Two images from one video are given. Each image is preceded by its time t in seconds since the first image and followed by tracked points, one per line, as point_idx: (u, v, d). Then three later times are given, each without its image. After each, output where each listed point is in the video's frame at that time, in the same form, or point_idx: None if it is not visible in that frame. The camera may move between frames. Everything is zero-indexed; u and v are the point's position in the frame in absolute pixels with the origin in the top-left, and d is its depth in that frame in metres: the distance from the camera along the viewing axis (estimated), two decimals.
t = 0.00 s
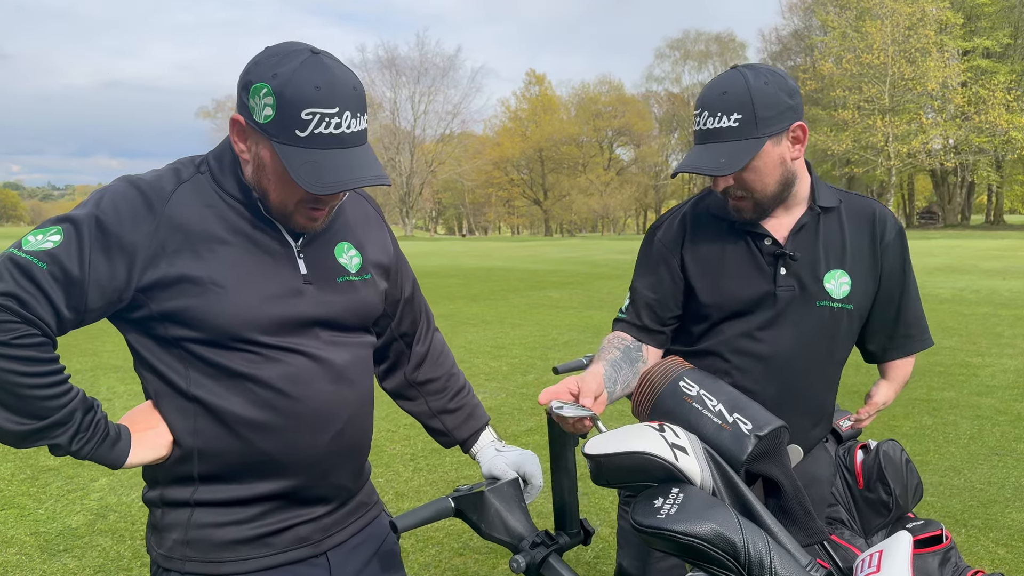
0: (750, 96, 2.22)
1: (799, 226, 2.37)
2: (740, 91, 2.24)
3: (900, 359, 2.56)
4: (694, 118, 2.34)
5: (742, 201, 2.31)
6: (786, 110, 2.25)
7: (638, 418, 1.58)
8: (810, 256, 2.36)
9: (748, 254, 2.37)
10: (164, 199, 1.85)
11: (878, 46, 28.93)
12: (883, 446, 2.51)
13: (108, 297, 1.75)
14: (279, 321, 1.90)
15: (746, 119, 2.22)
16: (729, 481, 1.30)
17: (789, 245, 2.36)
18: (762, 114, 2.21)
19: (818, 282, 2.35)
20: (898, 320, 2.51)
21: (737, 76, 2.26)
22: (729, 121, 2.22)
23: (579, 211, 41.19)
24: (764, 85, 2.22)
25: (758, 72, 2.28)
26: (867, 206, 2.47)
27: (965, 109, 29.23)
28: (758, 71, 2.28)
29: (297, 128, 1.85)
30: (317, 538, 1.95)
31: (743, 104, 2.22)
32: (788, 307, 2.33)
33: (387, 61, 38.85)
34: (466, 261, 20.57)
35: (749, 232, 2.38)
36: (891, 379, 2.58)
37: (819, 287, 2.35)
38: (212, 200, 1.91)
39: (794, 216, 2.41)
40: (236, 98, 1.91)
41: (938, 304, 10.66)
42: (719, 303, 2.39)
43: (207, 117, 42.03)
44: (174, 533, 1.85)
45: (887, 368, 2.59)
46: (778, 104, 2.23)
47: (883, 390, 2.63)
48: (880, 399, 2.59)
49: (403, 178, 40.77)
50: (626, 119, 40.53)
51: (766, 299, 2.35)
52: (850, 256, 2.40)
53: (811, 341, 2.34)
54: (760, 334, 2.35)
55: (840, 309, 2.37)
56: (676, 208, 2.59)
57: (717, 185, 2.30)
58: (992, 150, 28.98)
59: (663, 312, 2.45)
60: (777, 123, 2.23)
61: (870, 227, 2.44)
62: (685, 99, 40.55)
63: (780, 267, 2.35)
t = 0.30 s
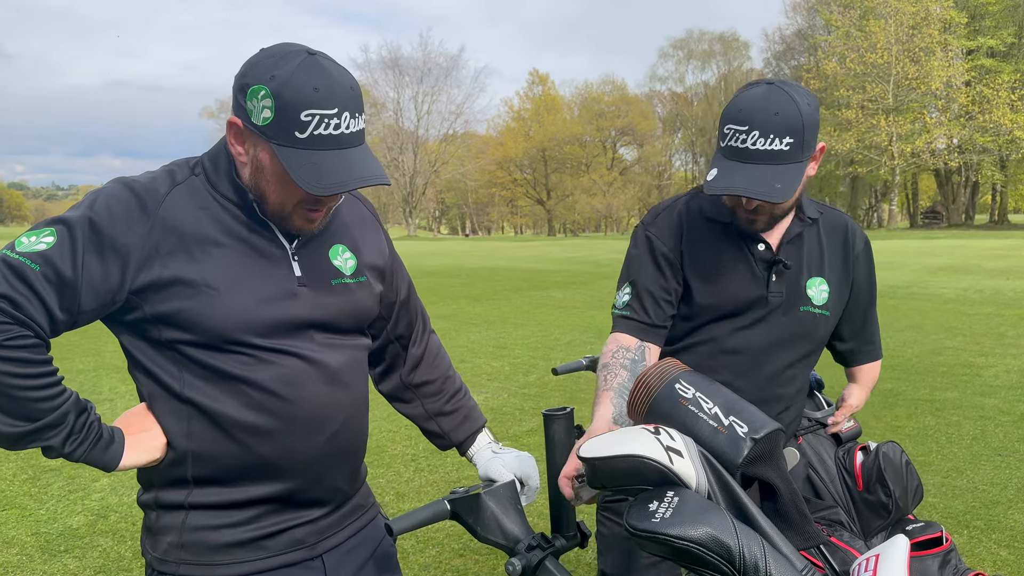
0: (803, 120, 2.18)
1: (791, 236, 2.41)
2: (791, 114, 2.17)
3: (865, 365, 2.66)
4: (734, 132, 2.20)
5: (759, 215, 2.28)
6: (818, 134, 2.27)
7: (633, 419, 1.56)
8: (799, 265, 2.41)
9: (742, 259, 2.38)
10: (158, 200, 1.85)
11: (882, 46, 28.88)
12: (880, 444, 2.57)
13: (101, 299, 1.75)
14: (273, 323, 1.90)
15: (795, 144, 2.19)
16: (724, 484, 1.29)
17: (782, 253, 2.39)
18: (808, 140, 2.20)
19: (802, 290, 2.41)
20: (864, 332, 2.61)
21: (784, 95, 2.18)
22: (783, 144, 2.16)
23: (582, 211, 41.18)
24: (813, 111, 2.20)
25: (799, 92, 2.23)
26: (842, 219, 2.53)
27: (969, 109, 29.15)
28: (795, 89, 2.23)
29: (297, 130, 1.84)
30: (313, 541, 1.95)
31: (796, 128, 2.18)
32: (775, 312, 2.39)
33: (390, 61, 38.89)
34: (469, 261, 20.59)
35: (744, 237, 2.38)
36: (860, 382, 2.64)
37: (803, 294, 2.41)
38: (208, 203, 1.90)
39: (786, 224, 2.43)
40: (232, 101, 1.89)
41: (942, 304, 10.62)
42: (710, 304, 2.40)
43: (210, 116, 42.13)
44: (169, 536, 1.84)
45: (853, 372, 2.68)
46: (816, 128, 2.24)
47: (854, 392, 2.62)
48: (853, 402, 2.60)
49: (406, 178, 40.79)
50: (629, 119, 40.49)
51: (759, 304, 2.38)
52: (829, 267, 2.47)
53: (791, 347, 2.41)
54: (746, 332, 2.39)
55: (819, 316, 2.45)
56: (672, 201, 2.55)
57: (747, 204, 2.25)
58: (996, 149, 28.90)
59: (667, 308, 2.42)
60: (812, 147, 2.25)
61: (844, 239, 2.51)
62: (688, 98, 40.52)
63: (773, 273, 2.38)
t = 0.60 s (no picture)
0: (766, 147, 2.17)
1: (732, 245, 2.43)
2: (757, 141, 2.16)
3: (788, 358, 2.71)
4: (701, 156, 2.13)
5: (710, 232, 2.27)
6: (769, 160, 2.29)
7: (632, 417, 1.56)
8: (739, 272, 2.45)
9: (687, 269, 2.39)
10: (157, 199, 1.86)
11: (885, 45, 28.85)
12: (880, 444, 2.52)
13: (101, 296, 1.75)
14: (272, 321, 1.91)
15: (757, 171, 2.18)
16: (722, 482, 1.30)
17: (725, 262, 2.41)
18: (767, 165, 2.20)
19: (741, 296, 2.46)
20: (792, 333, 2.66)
21: (750, 122, 2.16)
22: (749, 172, 2.14)
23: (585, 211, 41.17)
24: (772, 137, 2.19)
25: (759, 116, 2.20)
26: (767, 222, 2.58)
27: (973, 108, 29.09)
28: (757, 116, 2.21)
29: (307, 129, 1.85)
30: (312, 540, 1.96)
31: (760, 155, 2.16)
32: (719, 320, 2.43)
33: (394, 61, 38.94)
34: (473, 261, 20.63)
35: (691, 250, 2.36)
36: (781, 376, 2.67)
37: (743, 300, 2.47)
38: (207, 203, 1.91)
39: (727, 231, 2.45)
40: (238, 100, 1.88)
41: (945, 303, 10.60)
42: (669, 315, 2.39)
43: (214, 117, 42.28)
44: (168, 536, 1.85)
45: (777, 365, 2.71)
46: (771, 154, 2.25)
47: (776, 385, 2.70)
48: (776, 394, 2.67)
49: (410, 178, 40.85)
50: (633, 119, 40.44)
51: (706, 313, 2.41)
52: (762, 269, 2.54)
53: (735, 352, 2.47)
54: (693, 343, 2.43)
55: (757, 318, 2.52)
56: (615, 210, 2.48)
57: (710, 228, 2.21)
58: (1001, 148, 28.80)
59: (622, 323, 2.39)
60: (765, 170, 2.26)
61: (771, 240, 2.57)
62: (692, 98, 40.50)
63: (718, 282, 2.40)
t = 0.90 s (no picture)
0: (672, 160, 2.29)
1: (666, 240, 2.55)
2: (663, 155, 2.27)
3: (742, 330, 2.91)
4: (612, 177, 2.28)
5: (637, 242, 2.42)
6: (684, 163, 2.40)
7: (634, 413, 1.58)
8: (679, 266, 2.57)
9: (630, 272, 2.51)
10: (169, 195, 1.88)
11: (889, 44, 28.81)
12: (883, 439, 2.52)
13: (114, 290, 1.78)
14: (281, 315, 1.94)
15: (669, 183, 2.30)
16: (723, 474, 1.32)
17: (664, 259, 2.53)
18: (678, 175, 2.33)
19: (687, 286, 2.59)
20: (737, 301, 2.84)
21: (654, 138, 2.27)
22: (659, 188, 2.27)
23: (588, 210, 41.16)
24: (677, 147, 2.31)
25: (662, 130, 2.31)
26: (697, 206, 2.70)
27: (978, 106, 29.01)
28: (663, 129, 2.32)
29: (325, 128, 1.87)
30: (321, 532, 2.00)
31: (668, 168, 2.29)
32: (672, 316, 2.57)
33: (397, 60, 39.05)
34: (476, 260, 20.66)
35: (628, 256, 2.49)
36: (739, 346, 2.89)
37: (689, 291, 2.60)
38: (218, 200, 1.94)
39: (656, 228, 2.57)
40: (255, 100, 1.88)
41: (949, 302, 10.60)
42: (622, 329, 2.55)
43: (218, 116, 42.44)
44: (178, 530, 1.88)
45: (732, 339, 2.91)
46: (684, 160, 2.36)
47: (735, 358, 2.92)
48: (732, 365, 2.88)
49: (413, 177, 40.89)
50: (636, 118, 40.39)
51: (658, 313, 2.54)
52: (704, 256, 2.66)
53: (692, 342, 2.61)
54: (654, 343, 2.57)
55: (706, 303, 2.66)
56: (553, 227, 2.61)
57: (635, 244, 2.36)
58: (1004, 147, 28.74)
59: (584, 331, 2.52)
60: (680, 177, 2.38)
61: (708, 223, 2.69)
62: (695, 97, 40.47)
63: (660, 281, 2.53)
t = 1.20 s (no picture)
0: (617, 174, 2.49)
1: (644, 243, 2.73)
2: (605, 171, 2.48)
3: (733, 303, 3.17)
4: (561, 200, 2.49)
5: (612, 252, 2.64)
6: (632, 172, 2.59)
7: (646, 406, 1.61)
8: (663, 266, 2.77)
9: (619, 279, 2.70)
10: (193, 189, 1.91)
11: (891, 42, 28.78)
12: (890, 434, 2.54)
13: (139, 284, 1.81)
14: (302, 310, 1.98)
15: (617, 195, 2.50)
16: (736, 465, 1.34)
17: (646, 263, 2.72)
18: (627, 185, 2.51)
19: (675, 280, 2.80)
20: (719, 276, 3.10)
21: (595, 156, 2.47)
22: (607, 201, 2.47)
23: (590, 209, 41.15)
24: (621, 160, 2.50)
25: (606, 147, 2.51)
26: (666, 199, 2.91)
27: (980, 105, 28.98)
28: (604, 145, 2.52)
29: (348, 125, 1.91)
30: (339, 522, 2.05)
31: (613, 182, 2.48)
32: (665, 312, 2.79)
33: (400, 59, 39.10)
34: (479, 258, 20.68)
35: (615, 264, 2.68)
36: (734, 320, 3.17)
37: (677, 284, 2.81)
38: (240, 195, 1.98)
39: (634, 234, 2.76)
40: (279, 96, 1.92)
41: (952, 301, 10.61)
42: (621, 334, 2.77)
43: (220, 114, 42.49)
44: (200, 519, 1.92)
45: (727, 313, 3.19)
46: (629, 170, 2.56)
47: (732, 333, 3.19)
48: (733, 341, 3.16)
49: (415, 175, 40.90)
50: (638, 116, 40.34)
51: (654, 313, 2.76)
52: (684, 246, 2.88)
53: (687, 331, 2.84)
54: (653, 339, 2.80)
55: (693, 292, 2.88)
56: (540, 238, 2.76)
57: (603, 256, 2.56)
58: (1007, 146, 28.72)
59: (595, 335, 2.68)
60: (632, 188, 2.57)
61: (682, 212, 2.93)
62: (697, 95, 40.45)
63: (647, 283, 2.73)
